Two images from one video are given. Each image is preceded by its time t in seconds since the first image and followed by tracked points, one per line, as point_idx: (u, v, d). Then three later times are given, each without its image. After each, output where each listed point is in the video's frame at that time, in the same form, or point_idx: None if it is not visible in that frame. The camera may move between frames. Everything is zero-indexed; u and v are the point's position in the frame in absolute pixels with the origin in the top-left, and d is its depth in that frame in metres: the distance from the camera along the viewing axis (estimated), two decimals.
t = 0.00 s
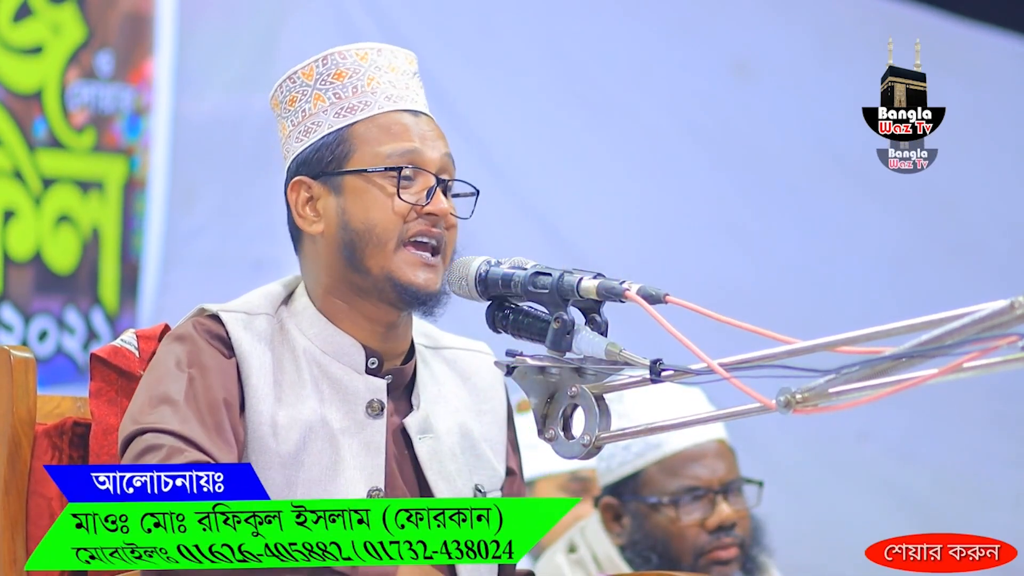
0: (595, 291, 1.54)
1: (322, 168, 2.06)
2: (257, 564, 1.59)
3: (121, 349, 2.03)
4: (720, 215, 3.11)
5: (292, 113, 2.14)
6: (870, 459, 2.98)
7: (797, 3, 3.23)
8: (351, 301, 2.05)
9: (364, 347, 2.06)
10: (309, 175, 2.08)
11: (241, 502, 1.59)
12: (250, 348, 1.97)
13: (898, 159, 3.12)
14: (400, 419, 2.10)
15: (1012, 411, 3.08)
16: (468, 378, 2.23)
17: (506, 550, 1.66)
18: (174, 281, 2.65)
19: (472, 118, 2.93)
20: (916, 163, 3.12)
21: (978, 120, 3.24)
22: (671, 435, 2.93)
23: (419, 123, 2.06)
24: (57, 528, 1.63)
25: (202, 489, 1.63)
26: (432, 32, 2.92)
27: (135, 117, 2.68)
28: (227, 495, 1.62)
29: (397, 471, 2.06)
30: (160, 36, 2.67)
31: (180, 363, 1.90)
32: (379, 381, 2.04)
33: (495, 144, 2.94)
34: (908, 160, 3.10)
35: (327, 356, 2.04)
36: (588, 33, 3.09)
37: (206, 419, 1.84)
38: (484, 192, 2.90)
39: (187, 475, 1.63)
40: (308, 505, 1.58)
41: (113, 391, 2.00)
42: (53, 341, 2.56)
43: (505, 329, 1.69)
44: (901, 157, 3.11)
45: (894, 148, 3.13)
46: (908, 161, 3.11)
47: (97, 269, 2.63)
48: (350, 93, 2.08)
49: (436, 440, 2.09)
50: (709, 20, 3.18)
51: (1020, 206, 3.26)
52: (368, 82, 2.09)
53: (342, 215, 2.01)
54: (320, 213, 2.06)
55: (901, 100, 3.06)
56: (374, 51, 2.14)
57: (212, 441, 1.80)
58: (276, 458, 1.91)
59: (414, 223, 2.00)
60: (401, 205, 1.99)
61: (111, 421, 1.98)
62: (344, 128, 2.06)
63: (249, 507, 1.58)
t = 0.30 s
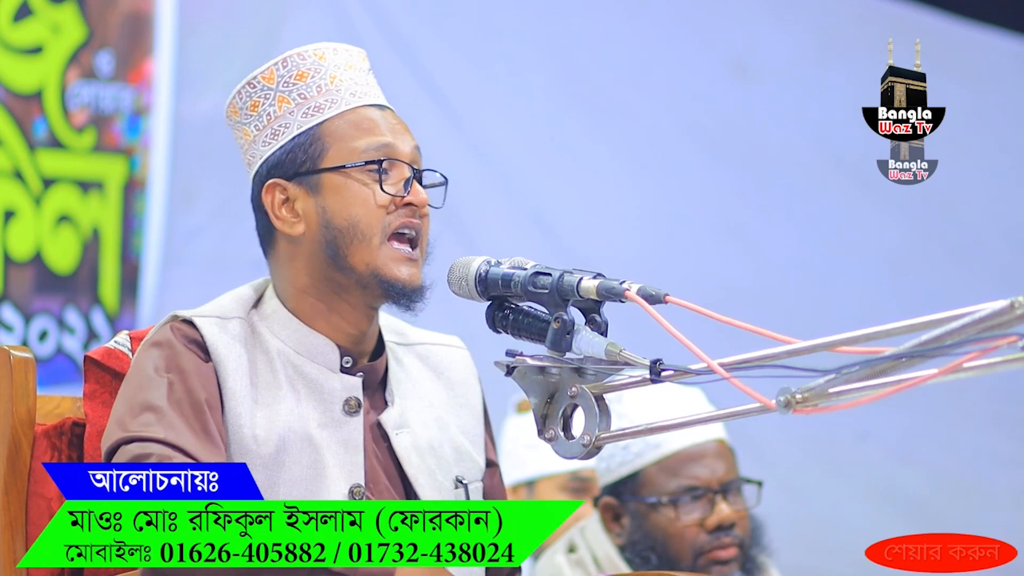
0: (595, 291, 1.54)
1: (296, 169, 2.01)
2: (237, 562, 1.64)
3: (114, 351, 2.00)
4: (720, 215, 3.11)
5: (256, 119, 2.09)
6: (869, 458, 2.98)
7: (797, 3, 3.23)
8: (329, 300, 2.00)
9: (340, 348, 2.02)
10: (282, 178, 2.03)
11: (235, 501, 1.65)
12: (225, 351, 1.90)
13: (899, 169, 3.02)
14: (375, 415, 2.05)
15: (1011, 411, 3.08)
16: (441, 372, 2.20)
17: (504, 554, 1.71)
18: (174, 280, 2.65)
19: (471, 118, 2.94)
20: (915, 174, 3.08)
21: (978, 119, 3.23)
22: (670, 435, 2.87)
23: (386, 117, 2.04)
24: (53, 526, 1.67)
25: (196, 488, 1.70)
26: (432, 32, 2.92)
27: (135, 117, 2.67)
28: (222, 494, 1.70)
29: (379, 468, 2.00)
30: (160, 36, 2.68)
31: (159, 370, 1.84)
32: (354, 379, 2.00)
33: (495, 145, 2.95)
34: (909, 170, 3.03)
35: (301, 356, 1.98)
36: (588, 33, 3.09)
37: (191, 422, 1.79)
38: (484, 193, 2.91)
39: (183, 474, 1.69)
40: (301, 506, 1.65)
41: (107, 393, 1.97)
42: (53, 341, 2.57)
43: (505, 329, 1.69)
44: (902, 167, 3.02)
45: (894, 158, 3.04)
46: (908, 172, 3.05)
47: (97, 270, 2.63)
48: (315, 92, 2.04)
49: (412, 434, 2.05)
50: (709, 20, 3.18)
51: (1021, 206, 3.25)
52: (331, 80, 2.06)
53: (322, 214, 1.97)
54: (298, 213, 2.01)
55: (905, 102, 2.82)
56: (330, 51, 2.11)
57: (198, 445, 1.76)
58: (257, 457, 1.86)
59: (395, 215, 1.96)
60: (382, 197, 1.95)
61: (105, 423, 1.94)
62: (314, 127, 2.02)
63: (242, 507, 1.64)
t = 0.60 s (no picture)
0: (595, 291, 1.54)
1: (283, 163, 1.94)
2: (237, 562, 1.64)
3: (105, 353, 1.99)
4: (720, 215, 3.11)
5: (233, 114, 2.00)
6: (869, 458, 2.98)
7: (798, 3, 3.23)
8: (309, 297, 1.96)
9: (316, 343, 1.97)
10: (269, 170, 1.95)
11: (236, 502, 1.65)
12: (197, 356, 1.86)
13: (898, 182, 3.15)
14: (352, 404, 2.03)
15: (1010, 411, 3.08)
16: (410, 359, 2.19)
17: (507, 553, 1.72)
18: (173, 280, 2.63)
19: (471, 119, 2.95)
20: (916, 186, 3.15)
21: (979, 119, 3.22)
22: (671, 435, 2.86)
23: (364, 118, 2.03)
24: (54, 526, 1.69)
25: (196, 488, 1.68)
26: (432, 33, 2.93)
27: (135, 117, 2.68)
28: (222, 495, 1.69)
29: (361, 456, 1.99)
30: (160, 35, 2.67)
31: (138, 377, 1.80)
32: (330, 376, 1.97)
33: (494, 146, 2.96)
34: (909, 184, 3.14)
35: (275, 355, 1.94)
36: (589, 33, 3.09)
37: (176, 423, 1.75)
38: (484, 194, 2.93)
39: (182, 474, 1.67)
40: (301, 506, 1.67)
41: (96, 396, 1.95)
42: (54, 340, 2.58)
43: (505, 329, 1.69)
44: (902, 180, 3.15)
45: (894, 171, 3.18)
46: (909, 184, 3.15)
47: (97, 270, 2.64)
48: (297, 89, 1.99)
49: (388, 421, 2.04)
50: (709, 21, 3.18)
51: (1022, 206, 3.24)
52: (310, 79, 2.02)
53: (315, 209, 1.91)
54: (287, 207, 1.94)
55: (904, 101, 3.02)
56: (304, 52, 2.07)
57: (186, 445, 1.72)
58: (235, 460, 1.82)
59: (381, 214, 1.94)
60: (371, 195, 1.93)
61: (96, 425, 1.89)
62: (300, 121, 1.96)
63: (242, 507, 1.65)
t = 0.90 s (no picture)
0: (595, 291, 1.54)
1: (282, 171, 1.95)
2: (237, 562, 1.62)
3: (106, 352, 2.00)
4: (720, 215, 3.11)
5: (239, 116, 2.01)
6: (869, 459, 2.98)
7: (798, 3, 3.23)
8: (310, 304, 1.96)
9: (320, 350, 1.97)
10: (268, 178, 1.97)
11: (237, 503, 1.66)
12: (201, 362, 1.86)
13: (898, 195, 3.16)
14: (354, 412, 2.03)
15: (1009, 411, 3.08)
16: (418, 362, 2.19)
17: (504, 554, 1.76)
18: (173, 280, 2.64)
19: (471, 120, 2.95)
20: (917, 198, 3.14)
21: (978, 119, 3.22)
22: (670, 435, 2.89)
23: (372, 125, 2.00)
24: (56, 526, 1.71)
25: (196, 488, 1.65)
26: (432, 33, 2.93)
27: (135, 117, 2.68)
28: (222, 495, 1.68)
29: (362, 467, 1.99)
30: (160, 35, 2.67)
31: (139, 380, 1.79)
32: (334, 385, 1.97)
33: (495, 146, 2.97)
34: (908, 196, 3.14)
35: (279, 362, 1.94)
36: (589, 33, 3.09)
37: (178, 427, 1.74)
38: (484, 194, 2.93)
39: (183, 474, 1.65)
40: (300, 505, 1.68)
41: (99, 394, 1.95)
42: (54, 340, 2.58)
43: (505, 329, 1.70)
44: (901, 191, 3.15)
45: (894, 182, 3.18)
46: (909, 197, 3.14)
47: (97, 270, 2.64)
48: (303, 94, 1.99)
49: (389, 431, 2.04)
50: (709, 21, 3.18)
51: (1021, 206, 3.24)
52: (319, 83, 2.01)
53: (311, 220, 1.92)
54: (283, 215, 1.95)
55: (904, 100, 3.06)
56: (317, 55, 2.06)
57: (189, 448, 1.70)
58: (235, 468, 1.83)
59: (380, 227, 1.92)
60: (369, 207, 1.91)
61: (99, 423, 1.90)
62: (303, 129, 1.96)
63: (242, 507, 1.66)
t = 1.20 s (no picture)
0: (595, 291, 1.54)
1: (293, 171, 1.96)
2: (237, 562, 1.62)
3: (114, 350, 2.00)
4: (720, 215, 3.11)
5: (247, 123, 2.03)
6: (868, 459, 2.99)
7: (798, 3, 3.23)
8: (333, 300, 1.96)
9: (344, 349, 1.97)
10: (280, 180, 1.97)
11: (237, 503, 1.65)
12: (229, 358, 1.85)
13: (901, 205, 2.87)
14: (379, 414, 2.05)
15: (1009, 411, 3.08)
16: (439, 364, 2.19)
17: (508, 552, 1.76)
18: (174, 280, 2.64)
19: (471, 120, 2.95)
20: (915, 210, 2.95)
21: (978, 119, 3.22)
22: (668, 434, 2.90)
23: (379, 116, 2.00)
24: (56, 526, 1.71)
25: (196, 489, 1.64)
26: (432, 33, 2.93)
27: (135, 117, 2.68)
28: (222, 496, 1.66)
29: (385, 470, 2.01)
30: (160, 35, 2.68)
31: (162, 378, 1.77)
32: (358, 386, 1.95)
33: (494, 145, 2.96)
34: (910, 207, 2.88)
35: (304, 361, 1.94)
36: (589, 33, 3.09)
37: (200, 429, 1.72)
38: (485, 194, 2.92)
39: (182, 474, 1.63)
40: (300, 505, 1.69)
41: (106, 392, 1.97)
42: (54, 341, 2.57)
43: (504, 329, 1.70)
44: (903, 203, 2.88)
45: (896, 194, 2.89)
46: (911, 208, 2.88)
47: (97, 269, 2.63)
48: (305, 92, 1.99)
49: (412, 433, 2.05)
50: (709, 21, 3.19)
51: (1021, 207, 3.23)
52: (321, 80, 2.01)
53: (325, 216, 1.92)
54: (298, 216, 1.95)
55: (904, 100, 2.90)
56: (318, 52, 2.06)
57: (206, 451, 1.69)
58: (258, 467, 1.83)
59: (396, 213, 1.93)
60: (381, 195, 1.91)
61: (104, 422, 1.92)
62: (308, 128, 1.96)
63: (242, 507, 1.66)
